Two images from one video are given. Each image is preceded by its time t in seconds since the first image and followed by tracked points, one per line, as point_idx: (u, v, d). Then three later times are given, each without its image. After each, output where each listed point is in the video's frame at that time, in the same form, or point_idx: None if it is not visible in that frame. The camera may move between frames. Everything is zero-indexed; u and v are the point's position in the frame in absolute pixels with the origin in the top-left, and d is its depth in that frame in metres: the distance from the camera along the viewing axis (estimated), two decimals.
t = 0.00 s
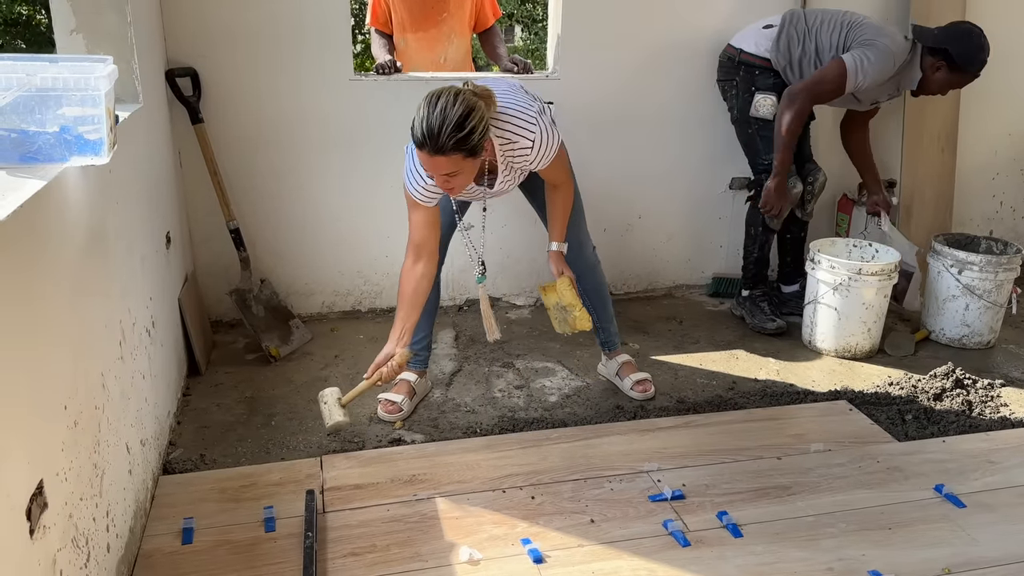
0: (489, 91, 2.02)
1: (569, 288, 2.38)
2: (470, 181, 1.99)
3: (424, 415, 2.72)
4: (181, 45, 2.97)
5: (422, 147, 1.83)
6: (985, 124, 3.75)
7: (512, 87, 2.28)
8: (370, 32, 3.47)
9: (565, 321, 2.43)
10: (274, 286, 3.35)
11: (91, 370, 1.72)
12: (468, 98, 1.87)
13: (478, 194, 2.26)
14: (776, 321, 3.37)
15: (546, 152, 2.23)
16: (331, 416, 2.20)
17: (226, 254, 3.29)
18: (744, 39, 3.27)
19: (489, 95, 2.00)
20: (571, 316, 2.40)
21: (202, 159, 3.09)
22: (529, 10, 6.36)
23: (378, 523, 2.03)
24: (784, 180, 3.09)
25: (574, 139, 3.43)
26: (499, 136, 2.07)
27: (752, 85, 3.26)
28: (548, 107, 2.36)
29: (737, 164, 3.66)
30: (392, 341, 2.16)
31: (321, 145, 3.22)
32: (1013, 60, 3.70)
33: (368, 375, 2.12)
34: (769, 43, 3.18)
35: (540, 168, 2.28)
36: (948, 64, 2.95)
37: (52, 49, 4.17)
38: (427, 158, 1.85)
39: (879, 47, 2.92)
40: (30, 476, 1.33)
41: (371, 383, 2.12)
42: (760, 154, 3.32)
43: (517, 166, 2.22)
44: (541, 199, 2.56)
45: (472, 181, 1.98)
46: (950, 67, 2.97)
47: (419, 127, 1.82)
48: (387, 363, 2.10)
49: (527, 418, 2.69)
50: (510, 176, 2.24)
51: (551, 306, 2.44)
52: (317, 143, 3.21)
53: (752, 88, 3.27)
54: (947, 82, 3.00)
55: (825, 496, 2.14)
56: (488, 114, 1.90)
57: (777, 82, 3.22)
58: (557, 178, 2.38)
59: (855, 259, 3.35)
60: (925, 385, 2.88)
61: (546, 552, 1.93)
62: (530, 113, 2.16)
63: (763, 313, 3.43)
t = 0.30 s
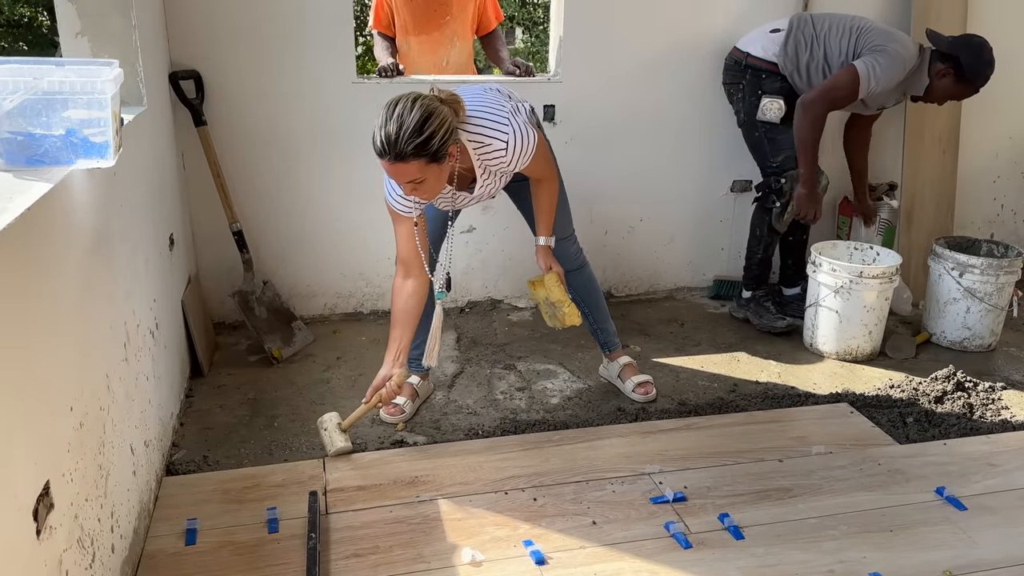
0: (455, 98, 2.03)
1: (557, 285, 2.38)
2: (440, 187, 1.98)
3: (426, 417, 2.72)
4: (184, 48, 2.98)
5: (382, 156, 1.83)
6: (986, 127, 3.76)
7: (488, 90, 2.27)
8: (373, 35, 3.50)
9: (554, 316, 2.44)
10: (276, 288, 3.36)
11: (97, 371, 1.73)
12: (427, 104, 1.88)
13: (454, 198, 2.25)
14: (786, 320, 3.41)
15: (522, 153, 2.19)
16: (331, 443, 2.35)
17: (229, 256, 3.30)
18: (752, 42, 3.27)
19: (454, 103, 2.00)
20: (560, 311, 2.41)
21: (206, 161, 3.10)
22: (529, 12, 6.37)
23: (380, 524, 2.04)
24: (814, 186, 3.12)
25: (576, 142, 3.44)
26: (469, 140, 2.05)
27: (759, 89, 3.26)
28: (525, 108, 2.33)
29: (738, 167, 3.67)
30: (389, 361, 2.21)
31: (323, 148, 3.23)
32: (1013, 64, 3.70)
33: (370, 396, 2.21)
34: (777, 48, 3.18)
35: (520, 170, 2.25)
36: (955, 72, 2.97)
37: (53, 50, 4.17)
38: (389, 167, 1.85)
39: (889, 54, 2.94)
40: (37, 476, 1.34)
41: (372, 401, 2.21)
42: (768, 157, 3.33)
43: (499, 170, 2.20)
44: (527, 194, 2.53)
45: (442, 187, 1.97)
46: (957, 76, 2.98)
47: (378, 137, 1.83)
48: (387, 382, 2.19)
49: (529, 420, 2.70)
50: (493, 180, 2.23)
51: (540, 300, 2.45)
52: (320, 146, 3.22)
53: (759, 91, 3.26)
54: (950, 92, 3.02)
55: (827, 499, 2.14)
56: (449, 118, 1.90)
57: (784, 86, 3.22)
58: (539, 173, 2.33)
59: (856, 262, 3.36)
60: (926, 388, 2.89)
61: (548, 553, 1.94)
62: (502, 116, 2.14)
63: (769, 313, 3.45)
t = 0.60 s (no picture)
0: (443, 102, 2.02)
1: (546, 291, 2.37)
2: (432, 191, 1.99)
3: (427, 417, 2.73)
4: (186, 49, 2.99)
5: (371, 164, 1.84)
6: (987, 129, 3.77)
7: (484, 94, 2.27)
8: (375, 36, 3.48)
9: (542, 322, 2.41)
10: (278, 288, 3.37)
11: (100, 370, 1.74)
12: (415, 109, 1.87)
13: (448, 200, 2.25)
14: (792, 317, 3.45)
15: (517, 160, 2.17)
16: (334, 442, 2.34)
17: (231, 257, 3.30)
18: (752, 43, 3.27)
19: (443, 107, 2.00)
20: (547, 318, 2.38)
21: (208, 162, 3.10)
22: (531, 14, 6.38)
23: (382, 524, 2.05)
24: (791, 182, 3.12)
25: (578, 143, 3.45)
26: (460, 145, 2.06)
27: (758, 91, 3.27)
28: (521, 112, 2.33)
29: (738, 168, 3.68)
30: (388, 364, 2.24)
31: (325, 149, 3.24)
32: (1014, 65, 3.71)
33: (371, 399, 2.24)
34: (777, 49, 3.18)
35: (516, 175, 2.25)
36: (955, 81, 2.99)
37: (56, 52, 4.18)
38: (379, 174, 1.86)
39: (891, 57, 2.95)
40: (41, 475, 1.35)
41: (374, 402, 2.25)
42: (767, 159, 3.36)
43: (494, 176, 2.20)
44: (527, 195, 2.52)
45: (433, 190, 1.98)
46: (955, 85, 3.01)
47: (366, 145, 1.83)
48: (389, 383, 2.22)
49: (530, 420, 2.71)
50: (487, 185, 2.23)
51: (528, 306, 2.42)
52: (322, 147, 3.23)
53: (758, 94, 3.27)
54: (948, 100, 3.05)
55: (827, 499, 2.15)
56: (438, 123, 1.89)
57: (784, 88, 3.22)
58: (536, 178, 2.32)
59: (857, 264, 3.36)
60: (927, 389, 2.89)
61: (549, 553, 1.94)
62: (496, 121, 2.13)
63: (773, 311, 3.49)
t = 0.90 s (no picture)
0: (444, 108, 2.03)
1: (546, 295, 2.37)
2: (436, 198, 2.00)
3: (429, 420, 2.73)
4: (188, 52, 3.00)
5: (374, 174, 1.85)
6: (988, 132, 3.77)
7: (487, 98, 2.28)
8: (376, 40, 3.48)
9: (541, 325, 2.43)
10: (280, 291, 3.37)
11: (102, 373, 1.74)
12: (416, 118, 1.88)
13: (452, 206, 2.25)
14: (792, 321, 3.45)
15: (518, 165, 2.18)
16: (335, 445, 2.36)
17: (233, 259, 3.31)
18: (743, 52, 3.29)
19: (444, 114, 2.01)
20: (545, 322, 2.40)
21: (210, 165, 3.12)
22: (533, 17, 6.39)
23: (383, 527, 2.05)
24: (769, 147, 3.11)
25: (579, 145, 3.45)
26: (463, 151, 2.06)
27: (755, 96, 3.28)
28: (523, 116, 2.34)
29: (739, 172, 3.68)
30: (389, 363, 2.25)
31: (327, 153, 3.25)
32: (1015, 68, 3.71)
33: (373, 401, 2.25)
34: (767, 52, 3.19)
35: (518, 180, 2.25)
36: (960, 17, 2.90)
37: (58, 54, 4.17)
38: (383, 184, 1.87)
39: (879, 14, 2.92)
40: (44, 478, 1.35)
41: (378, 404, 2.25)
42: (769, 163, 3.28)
43: (497, 181, 2.20)
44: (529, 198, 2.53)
45: (437, 197, 1.98)
46: (963, 20, 2.91)
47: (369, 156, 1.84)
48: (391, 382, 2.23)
49: (531, 423, 2.71)
50: (492, 191, 2.24)
51: (528, 309, 2.43)
52: (324, 151, 3.24)
53: (756, 100, 3.28)
54: (960, 36, 2.94)
55: (828, 503, 2.15)
56: (439, 130, 1.90)
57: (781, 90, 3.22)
58: (540, 183, 2.33)
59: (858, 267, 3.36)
60: (928, 392, 2.89)
61: (550, 556, 1.95)
62: (498, 127, 2.14)
63: (774, 315, 3.50)
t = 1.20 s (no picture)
0: (447, 110, 2.04)
1: (546, 296, 2.37)
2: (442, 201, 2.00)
3: (431, 422, 2.73)
4: (192, 55, 3.01)
5: (380, 178, 1.86)
6: (991, 134, 3.76)
7: (490, 101, 2.28)
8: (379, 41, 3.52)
9: (539, 326, 2.43)
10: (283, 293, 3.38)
11: (105, 375, 1.74)
12: (420, 122, 1.89)
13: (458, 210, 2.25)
14: (795, 324, 3.45)
15: (522, 166, 2.18)
16: (340, 443, 2.35)
17: (235, 262, 3.32)
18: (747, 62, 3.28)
19: (446, 117, 2.02)
20: (544, 323, 2.40)
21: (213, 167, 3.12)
22: (536, 19, 6.40)
23: (386, 528, 2.05)
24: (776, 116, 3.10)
25: (582, 147, 3.45)
26: (466, 154, 2.07)
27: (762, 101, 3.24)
28: (527, 118, 2.34)
29: (741, 174, 3.68)
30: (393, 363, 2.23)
31: (330, 156, 3.25)
32: (1018, 70, 3.71)
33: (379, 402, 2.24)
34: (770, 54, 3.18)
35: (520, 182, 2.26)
36: None
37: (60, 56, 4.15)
38: (389, 188, 1.88)
39: None
40: (46, 480, 1.36)
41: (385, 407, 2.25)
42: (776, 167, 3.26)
43: (501, 184, 2.20)
44: (532, 200, 2.53)
45: (444, 201, 1.99)
46: None
47: (375, 160, 1.85)
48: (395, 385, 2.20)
49: (533, 425, 2.71)
50: (495, 194, 2.24)
51: (527, 309, 2.43)
52: (326, 153, 3.24)
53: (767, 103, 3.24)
54: None
55: (830, 505, 2.15)
56: (444, 133, 1.91)
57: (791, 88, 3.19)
58: (543, 184, 2.34)
59: (861, 269, 3.36)
60: (930, 394, 2.88)
61: (552, 558, 1.95)
62: (502, 130, 2.14)
63: (777, 317, 3.50)
